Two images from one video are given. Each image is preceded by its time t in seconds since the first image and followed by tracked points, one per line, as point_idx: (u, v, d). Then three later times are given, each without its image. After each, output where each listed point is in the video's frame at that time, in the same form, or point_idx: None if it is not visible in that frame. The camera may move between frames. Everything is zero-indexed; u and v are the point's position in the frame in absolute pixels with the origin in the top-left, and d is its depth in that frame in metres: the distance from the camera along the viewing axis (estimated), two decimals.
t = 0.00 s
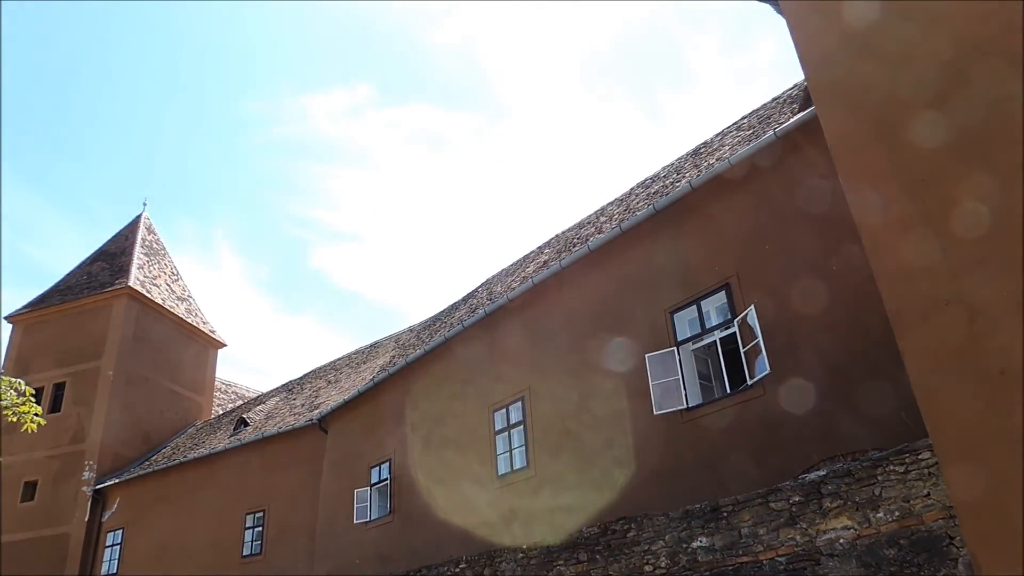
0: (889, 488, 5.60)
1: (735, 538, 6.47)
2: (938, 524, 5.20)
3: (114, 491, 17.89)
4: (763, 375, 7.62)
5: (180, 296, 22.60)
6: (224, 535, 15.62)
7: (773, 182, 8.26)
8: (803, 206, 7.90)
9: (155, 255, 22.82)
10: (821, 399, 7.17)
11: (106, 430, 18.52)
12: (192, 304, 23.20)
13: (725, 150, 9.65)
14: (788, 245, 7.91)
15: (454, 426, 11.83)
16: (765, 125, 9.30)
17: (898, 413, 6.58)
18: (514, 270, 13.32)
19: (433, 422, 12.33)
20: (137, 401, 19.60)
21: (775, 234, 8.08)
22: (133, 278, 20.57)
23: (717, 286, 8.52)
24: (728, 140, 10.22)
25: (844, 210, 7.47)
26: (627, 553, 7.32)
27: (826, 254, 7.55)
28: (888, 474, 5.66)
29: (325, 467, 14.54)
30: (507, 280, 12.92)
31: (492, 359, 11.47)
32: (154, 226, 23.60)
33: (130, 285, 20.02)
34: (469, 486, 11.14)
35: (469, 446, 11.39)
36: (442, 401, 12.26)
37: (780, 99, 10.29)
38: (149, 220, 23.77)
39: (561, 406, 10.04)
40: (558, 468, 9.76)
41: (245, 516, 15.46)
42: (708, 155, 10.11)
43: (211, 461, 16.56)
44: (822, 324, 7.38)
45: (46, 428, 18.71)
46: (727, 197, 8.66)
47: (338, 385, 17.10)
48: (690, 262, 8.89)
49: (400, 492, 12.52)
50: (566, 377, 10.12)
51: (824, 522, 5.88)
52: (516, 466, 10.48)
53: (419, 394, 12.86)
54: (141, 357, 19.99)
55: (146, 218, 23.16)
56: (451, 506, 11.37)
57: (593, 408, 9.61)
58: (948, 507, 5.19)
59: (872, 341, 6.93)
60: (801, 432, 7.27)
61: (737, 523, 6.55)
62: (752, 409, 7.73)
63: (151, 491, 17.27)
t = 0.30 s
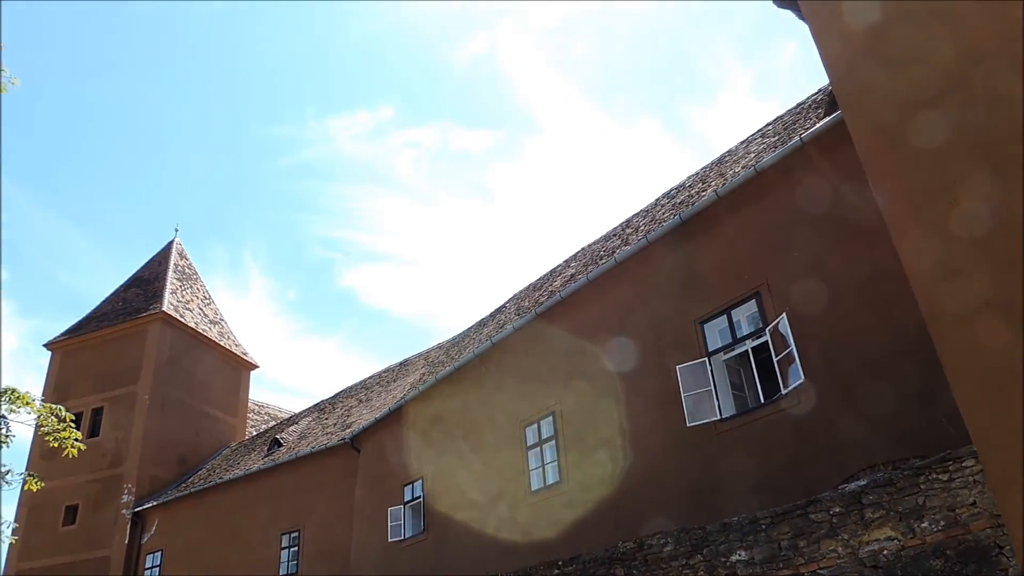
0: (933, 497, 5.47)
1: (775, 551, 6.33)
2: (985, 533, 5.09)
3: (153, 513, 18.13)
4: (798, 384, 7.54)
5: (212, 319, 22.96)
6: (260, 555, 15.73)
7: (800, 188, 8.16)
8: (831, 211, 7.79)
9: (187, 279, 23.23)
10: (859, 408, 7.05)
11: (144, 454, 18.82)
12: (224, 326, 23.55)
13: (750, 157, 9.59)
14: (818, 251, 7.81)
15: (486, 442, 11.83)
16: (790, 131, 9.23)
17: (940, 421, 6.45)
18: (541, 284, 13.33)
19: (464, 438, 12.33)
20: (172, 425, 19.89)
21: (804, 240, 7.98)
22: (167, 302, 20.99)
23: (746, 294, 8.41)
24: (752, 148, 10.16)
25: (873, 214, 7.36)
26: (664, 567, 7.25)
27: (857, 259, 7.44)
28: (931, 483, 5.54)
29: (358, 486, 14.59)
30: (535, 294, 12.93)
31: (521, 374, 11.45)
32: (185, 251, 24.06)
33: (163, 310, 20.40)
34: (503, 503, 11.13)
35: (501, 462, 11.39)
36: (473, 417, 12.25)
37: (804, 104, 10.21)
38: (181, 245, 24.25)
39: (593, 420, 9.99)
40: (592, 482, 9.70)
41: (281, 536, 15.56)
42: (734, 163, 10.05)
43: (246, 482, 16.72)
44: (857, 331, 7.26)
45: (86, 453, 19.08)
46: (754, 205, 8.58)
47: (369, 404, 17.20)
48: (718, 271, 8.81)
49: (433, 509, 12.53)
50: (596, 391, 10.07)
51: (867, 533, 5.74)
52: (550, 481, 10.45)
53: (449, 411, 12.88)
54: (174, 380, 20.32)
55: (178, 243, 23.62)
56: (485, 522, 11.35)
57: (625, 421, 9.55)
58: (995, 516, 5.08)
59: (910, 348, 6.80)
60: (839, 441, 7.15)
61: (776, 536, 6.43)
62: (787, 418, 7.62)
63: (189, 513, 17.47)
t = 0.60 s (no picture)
0: (990, 501, 5.32)
1: (824, 558, 6.28)
2: None
3: (200, 526, 18.43)
4: (843, 386, 7.38)
5: (253, 334, 23.43)
6: (305, 567, 15.88)
7: (839, 186, 7.98)
8: (871, 208, 7.61)
9: (228, 296, 23.76)
10: (908, 410, 6.84)
11: (190, 468, 19.20)
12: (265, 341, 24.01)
13: (786, 158, 9.47)
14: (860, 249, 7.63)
15: (525, 452, 11.80)
16: (826, 130, 9.11)
17: (993, 422, 6.21)
18: (577, 292, 13.30)
19: (503, 448, 12.32)
20: (217, 439, 20.29)
21: (845, 239, 7.80)
22: (210, 319, 21.48)
23: (787, 297, 8.26)
24: (788, 148, 10.03)
25: (915, 208, 7.17)
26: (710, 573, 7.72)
27: (899, 254, 7.23)
28: (988, 486, 5.40)
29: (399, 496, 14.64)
30: (571, 302, 12.91)
31: (560, 382, 11.41)
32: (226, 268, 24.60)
33: (206, 326, 20.88)
34: (544, 512, 11.07)
35: (542, 471, 11.31)
36: (511, 426, 12.23)
37: (839, 103, 10.09)
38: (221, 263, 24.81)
39: (633, 427, 9.90)
40: (634, 490, 9.60)
41: (325, 548, 15.70)
42: (769, 164, 9.93)
43: (290, 494, 16.94)
44: (903, 331, 7.05)
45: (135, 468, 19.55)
46: (792, 205, 8.44)
47: (409, 415, 17.31)
48: (756, 273, 8.69)
49: (475, 520, 12.51)
50: (636, 397, 9.98)
51: (921, 539, 5.59)
52: (591, 489, 10.37)
53: (488, 420, 12.87)
54: (219, 395, 20.73)
55: (219, 261, 24.17)
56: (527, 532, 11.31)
57: (665, 427, 9.45)
58: None
59: (960, 348, 6.59)
60: (888, 444, 6.94)
61: (826, 542, 6.46)
62: (833, 421, 7.44)
63: (235, 525, 17.75)
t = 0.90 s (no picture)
0: None
1: (873, 557, 6.66)
2: None
3: (242, 534, 18.68)
4: (886, 381, 7.12)
5: (291, 343, 23.77)
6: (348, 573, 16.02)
7: (875, 174, 7.71)
8: (908, 195, 7.32)
9: (266, 306, 24.16)
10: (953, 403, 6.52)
11: (232, 476, 19.53)
12: (303, 349, 24.33)
13: (820, 150, 9.29)
14: (898, 238, 7.35)
15: (561, 454, 11.69)
16: (861, 120, 8.93)
17: None
18: (611, 293, 13.19)
19: (539, 450, 12.26)
20: (257, 447, 20.59)
21: (882, 228, 7.53)
22: (247, 329, 21.85)
23: (825, 291, 8.05)
24: (823, 140, 9.82)
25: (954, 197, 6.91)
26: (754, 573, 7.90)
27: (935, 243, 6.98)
28: None
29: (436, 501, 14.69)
30: (604, 303, 12.80)
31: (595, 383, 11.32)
32: (263, 279, 24.99)
33: (244, 336, 21.24)
34: (582, 515, 10.95)
35: (579, 474, 11.18)
36: (547, 429, 12.16)
37: (873, 92, 9.90)
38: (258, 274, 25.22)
39: (671, 428, 9.78)
40: (673, 491, 9.46)
41: (366, 553, 15.79)
42: (803, 157, 9.74)
43: (330, 500, 17.10)
44: (945, 321, 6.73)
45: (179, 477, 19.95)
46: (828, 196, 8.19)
47: (445, 420, 17.36)
48: (794, 266, 8.48)
49: (513, 523, 12.45)
50: (674, 397, 9.85)
51: (973, 536, 5.91)
52: (630, 491, 10.27)
53: (524, 423, 12.81)
54: (258, 403, 21.05)
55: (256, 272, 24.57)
56: (564, 535, 11.22)
57: (704, 428, 9.30)
58: None
59: (1006, 337, 6.23)
60: (933, 440, 6.64)
61: (873, 541, 6.76)
62: (874, 418, 7.20)
63: (277, 532, 17.98)
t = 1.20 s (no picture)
0: None
1: (931, 559, 6.61)
2: None
3: (291, 541, 18.97)
4: (939, 378, 6.90)
5: (334, 352, 24.12)
6: None
7: (920, 167, 7.48)
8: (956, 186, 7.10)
9: (308, 316, 24.57)
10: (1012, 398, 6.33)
11: (280, 484, 19.87)
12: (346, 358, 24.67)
13: (863, 142, 9.07)
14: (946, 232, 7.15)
15: (604, 458, 11.60)
16: (905, 110, 8.69)
17: None
18: (650, 294, 13.11)
19: (581, 455, 12.17)
20: (304, 455, 20.94)
21: (929, 222, 7.33)
22: (292, 339, 22.26)
23: (872, 287, 7.82)
24: (864, 132, 9.62)
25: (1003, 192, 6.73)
26: None
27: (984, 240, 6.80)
28: None
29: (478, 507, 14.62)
30: (644, 305, 12.73)
31: (637, 386, 11.23)
32: (305, 290, 25.44)
33: (288, 347, 21.63)
34: (626, 518, 10.86)
35: (623, 477, 11.09)
36: (589, 433, 12.07)
37: (918, 80, 9.63)
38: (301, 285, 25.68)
39: (716, 429, 9.67)
40: (720, 494, 9.34)
41: (412, 559, 15.84)
42: (844, 151, 9.57)
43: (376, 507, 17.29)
44: (1001, 315, 6.54)
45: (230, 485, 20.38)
46: (870, 191, 7.97)
47: (488, 425, 17.40)
48: (831, 264, 8.35)
49: (558, 527, 12.30)
50: (718, 399, 9.74)
51: None
52: (676, 494, 10.14)
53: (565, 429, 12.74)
54: (303, 412, 21.40)
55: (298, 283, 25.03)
56: (609, 540, 11.12)
57: (750, 429, 9.18)
58: None
59: None
60: (991, 437, 6.45)
61: (931, 543, 6.68)
62: (927, 417, 7.01)
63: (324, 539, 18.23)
